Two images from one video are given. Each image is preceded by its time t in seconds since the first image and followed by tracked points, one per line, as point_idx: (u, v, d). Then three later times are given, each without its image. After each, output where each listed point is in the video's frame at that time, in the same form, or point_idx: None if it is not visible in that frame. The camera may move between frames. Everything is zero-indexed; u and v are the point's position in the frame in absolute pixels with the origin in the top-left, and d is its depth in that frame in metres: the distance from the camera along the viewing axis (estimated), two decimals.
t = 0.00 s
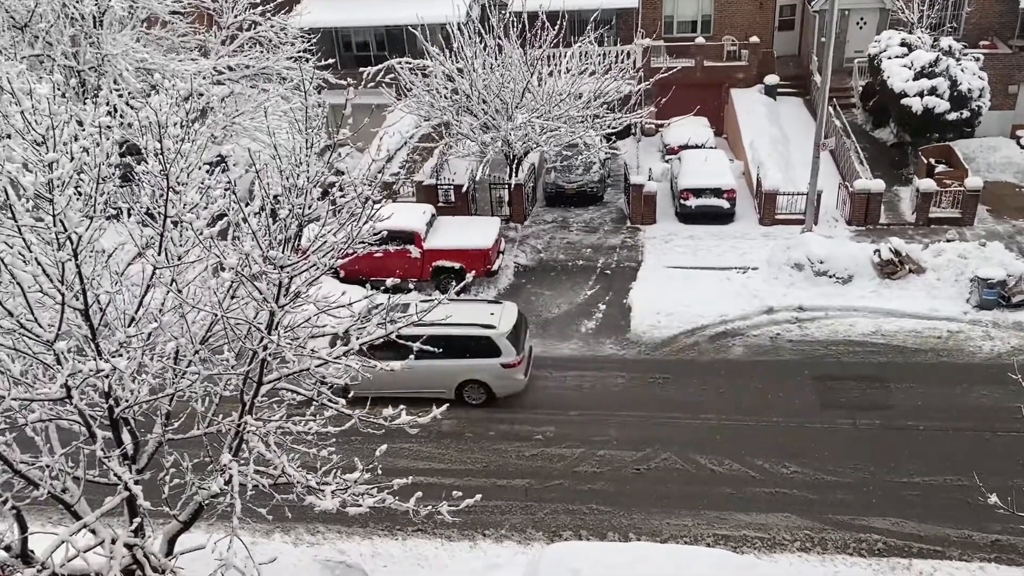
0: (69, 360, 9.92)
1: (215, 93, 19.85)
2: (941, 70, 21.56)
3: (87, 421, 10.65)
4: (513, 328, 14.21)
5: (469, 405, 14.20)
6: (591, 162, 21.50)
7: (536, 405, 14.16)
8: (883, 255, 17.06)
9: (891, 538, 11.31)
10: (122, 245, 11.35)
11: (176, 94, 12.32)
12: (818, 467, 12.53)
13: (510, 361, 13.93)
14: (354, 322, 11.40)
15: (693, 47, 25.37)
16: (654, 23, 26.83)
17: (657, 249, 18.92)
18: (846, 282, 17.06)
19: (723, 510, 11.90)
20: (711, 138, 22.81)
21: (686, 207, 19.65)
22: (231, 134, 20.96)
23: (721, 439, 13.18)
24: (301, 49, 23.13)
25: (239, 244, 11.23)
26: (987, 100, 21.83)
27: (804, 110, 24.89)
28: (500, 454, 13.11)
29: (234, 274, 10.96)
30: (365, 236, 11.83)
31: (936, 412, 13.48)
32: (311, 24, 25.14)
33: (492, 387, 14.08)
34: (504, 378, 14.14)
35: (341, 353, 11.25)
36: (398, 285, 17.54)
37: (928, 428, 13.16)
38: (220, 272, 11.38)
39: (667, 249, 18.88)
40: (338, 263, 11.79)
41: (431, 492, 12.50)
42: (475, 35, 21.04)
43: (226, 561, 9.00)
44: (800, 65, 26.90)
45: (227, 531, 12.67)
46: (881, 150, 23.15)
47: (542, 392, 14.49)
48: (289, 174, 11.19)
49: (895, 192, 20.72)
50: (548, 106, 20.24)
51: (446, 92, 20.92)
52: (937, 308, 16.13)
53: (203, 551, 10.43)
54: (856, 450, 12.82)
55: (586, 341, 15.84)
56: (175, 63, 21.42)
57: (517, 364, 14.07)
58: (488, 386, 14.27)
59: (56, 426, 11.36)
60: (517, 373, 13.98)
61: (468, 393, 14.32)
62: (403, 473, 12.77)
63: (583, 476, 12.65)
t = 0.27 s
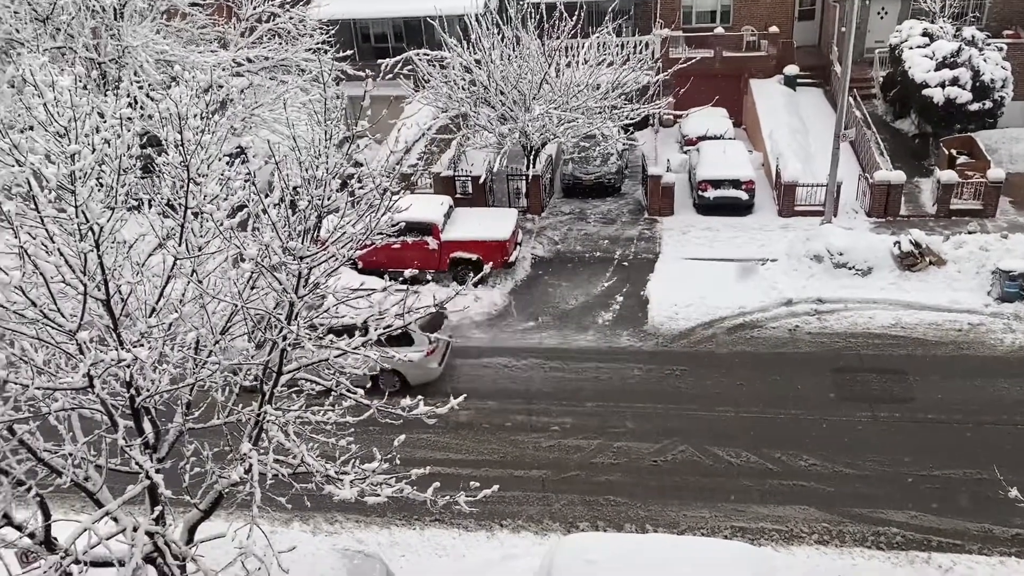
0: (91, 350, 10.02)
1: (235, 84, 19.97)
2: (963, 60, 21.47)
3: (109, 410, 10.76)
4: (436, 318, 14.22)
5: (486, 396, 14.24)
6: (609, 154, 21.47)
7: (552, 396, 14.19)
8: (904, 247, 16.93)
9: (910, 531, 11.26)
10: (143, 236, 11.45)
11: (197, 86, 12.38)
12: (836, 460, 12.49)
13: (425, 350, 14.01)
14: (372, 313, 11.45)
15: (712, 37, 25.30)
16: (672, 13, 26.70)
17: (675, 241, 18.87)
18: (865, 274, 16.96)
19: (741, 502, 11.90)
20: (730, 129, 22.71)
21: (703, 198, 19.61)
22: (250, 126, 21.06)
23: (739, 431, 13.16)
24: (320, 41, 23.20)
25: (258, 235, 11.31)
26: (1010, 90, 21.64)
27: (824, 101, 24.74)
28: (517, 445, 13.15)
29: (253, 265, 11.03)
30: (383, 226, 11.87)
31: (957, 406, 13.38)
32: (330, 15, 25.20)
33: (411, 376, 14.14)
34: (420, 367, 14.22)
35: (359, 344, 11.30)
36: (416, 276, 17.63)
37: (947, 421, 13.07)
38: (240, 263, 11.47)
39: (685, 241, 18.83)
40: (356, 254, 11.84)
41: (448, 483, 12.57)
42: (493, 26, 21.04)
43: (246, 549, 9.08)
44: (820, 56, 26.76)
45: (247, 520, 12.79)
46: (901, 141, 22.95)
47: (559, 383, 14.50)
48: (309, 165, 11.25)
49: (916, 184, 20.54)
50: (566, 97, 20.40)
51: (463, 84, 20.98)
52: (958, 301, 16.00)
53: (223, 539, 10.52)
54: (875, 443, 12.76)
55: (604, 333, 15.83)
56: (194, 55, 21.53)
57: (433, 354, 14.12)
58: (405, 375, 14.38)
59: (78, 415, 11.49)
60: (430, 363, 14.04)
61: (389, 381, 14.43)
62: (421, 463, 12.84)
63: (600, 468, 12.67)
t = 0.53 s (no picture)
0: (116, 336, 10.11)
1: (257, 71, 20.08)
2: (991, 45, 21.31)
3: (133, 396, 10.86)
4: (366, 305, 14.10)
5: (506, 383, 14.27)
6: (630, 141, 21.39)
7: (572, 383, 14.20)
8: (928, 234, 16.76)
9: (932, 521, 11.21)
10: (166, 223, 11.53)
11: (219, 73, 12.41)
12: (857, 449, 12.43)
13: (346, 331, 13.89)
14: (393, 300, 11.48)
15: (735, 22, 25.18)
16: None
17: (696, 228, 18.78)
18: (889, 262, 16.81)
19: (762, 491, 11.88)
20: (753, 115, 22.55)
21: (726, 184, 19.51)
22: (272, 113, 21.14)
23: (759, 419, 13.12)
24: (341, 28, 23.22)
25: (281, 222, 11.36)
26: None
27: (848, 86, 24.52)
28: (537, 432, 13.18)
29: (276, 252, 11.08)
30: (404, 212, 11.89)
31: (982, 395, 13.26)
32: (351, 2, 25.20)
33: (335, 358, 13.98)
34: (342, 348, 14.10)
35: (381, 330, 11.35)
36: (436, 263, 17.63)
37: (972, 410, 12.96)
38: (263, 250, 11.53)
39: (706, 228, 18.73)
40: (378, 241, 11.86)
41: (468, 469, 12.65)
42: (514, 13, 21.01)
43: (269, 533, 9.14)
44: (845, 42, 26.56)
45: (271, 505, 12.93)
46: (927, 127, 22.67)
47: (579, 371, 14.50)
48: (331, 152, 11.27)
49: (941, 170, 20.30)
50: (586, 84, 20.29)
51: (484, 71, 21.02)
52: (983, 289, 15.83)
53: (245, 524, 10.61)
54: (898, 432, 12.68)
55: (624, 320, 15.80)
56: (216, 42, 21.59)
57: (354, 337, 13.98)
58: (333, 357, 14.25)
59: (104, 400, 11.62)
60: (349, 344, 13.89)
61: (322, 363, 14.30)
62: (441, 449, 12.90)
63: (619, 455, 12.68)
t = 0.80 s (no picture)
0: (142, 316, 10.19)
1: (280, 52, 20.13)
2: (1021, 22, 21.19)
3: (159, 374, 10.95)
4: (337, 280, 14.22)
5: (527, 364, 14.34)
6: (652, 120, 21.35)
7: (593, 364, 14.23)
8: (955, 215, 16.61)
9: (956, 504, 11.18)
10: (191, 203, 11.59)
11: (242, 53, 12.41)
12: (880, 430, 12.39)
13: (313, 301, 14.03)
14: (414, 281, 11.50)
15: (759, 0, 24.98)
16: None
17: (719, 209, 18.70)
18: (915, 242, 16.66)
19: (784, 473, 11.89)
20: (777, 94, 22.38)
21: (749, 164, 19.47)
22: (294, 94, 21.22)
23: (781, 401, 13.10)
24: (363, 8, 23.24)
25: (304, 202, 11.38)
26: None
27: (874, 65, 24.22)
28: (558, 413, 13.25)
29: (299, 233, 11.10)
30: (426, 192, 11.88)
31: (1008, 377, 13.14)
32: None
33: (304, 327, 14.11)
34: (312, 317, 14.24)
35: (402, 311, 11.35)
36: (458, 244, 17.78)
37: (997, 392, 12.85)
38: (286, 230, 11.58)
39: (729, 209, 18.66)
40: (399, 221, 11.86)
41: (490, 449, 12.78)
42: None
43: (292, 512, 9.17)
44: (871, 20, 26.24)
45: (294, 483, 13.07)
46: (954, 105, 22.34)
47: (599, 351, 14.53)
48: (354, 133, 11.24)
49: (968, 150, 20.01)
50: (608, 62, 20.36)
51: (505, 50, 21.12)
52: (1010, 271, 15.63)
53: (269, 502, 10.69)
54: (922, 414, 12.62)
55: (646, 302, 15.77)
56: (238, 23, 21.64)
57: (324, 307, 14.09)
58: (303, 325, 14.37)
59: (129, 379, 11.69)
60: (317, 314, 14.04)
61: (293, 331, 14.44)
62: (464, 429, 12.99)
63: (640, 437, 12.73)
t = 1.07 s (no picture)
0: (166, 289, 10.24)
1: (300, 26, 20.16)
2: None
3: (184, 347, 11.05)
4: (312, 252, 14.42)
5: (548, 338, 14.48)
6: (675, 92, 21.45)
7: (613, 338, 14.35)
8: (981, 188, 16.53)
9: (980, 479, 11.26)
10: (213, 178, 11.63)
11: (262, 26, 12.40)
12: (903, 405, 12.45)
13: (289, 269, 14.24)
14: (434, 256, 11.54)
15: None
16: None
17: (741, 182, 18.74)
18: (940, 216, 16.63)
19: (806, 447, 11.97)
20: (801, 66, 22.24)
21: (772, 137, 19.50)
22: (314, 67, 21.30)
23: (803, 375, 13.16)
24: None
25: (325, 176, 11.38)
26: None
27: (902, 35, 23.92)
28: (579, 387, 13.42)
29: (321, 207, 11.10)
30: (446, 167, 11.83)
31: None
32: None
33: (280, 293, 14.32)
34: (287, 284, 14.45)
35: (422, 286, 11.37)
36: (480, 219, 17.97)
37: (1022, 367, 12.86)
38: (307, 205, 11.60)
39: (753, 182, 18.69)
40: (420, 196, 11.85)
41: (510, 422, 13.02)
42: None
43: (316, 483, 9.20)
44: None
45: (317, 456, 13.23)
46: (982, 76, 22.01)
47: (619, 325, 14.64)
48: (374, 107, 11.19)
49: (997, 122, 19.71)
50: (630, 34, 20.63)
51: (527, 22, 21.37)
52: None
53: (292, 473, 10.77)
54: (946, 389, 12.65)
55: (667, 276, 15.82)
56: None
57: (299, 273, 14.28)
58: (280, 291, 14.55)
59: (155, 352, 11.79)
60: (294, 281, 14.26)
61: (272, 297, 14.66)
62: (485, 403, 13.19)
63: (661, 411, 12.85)
